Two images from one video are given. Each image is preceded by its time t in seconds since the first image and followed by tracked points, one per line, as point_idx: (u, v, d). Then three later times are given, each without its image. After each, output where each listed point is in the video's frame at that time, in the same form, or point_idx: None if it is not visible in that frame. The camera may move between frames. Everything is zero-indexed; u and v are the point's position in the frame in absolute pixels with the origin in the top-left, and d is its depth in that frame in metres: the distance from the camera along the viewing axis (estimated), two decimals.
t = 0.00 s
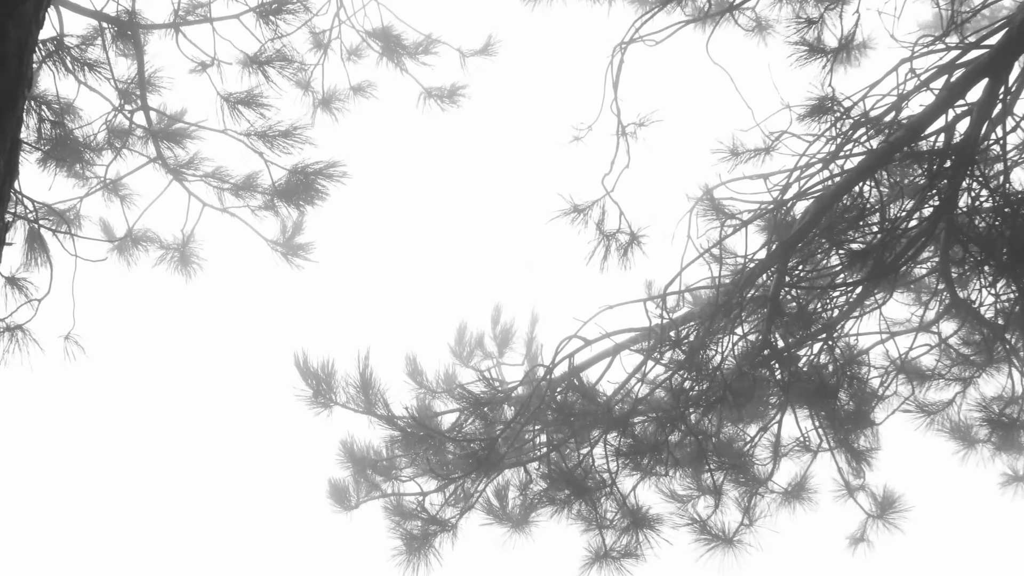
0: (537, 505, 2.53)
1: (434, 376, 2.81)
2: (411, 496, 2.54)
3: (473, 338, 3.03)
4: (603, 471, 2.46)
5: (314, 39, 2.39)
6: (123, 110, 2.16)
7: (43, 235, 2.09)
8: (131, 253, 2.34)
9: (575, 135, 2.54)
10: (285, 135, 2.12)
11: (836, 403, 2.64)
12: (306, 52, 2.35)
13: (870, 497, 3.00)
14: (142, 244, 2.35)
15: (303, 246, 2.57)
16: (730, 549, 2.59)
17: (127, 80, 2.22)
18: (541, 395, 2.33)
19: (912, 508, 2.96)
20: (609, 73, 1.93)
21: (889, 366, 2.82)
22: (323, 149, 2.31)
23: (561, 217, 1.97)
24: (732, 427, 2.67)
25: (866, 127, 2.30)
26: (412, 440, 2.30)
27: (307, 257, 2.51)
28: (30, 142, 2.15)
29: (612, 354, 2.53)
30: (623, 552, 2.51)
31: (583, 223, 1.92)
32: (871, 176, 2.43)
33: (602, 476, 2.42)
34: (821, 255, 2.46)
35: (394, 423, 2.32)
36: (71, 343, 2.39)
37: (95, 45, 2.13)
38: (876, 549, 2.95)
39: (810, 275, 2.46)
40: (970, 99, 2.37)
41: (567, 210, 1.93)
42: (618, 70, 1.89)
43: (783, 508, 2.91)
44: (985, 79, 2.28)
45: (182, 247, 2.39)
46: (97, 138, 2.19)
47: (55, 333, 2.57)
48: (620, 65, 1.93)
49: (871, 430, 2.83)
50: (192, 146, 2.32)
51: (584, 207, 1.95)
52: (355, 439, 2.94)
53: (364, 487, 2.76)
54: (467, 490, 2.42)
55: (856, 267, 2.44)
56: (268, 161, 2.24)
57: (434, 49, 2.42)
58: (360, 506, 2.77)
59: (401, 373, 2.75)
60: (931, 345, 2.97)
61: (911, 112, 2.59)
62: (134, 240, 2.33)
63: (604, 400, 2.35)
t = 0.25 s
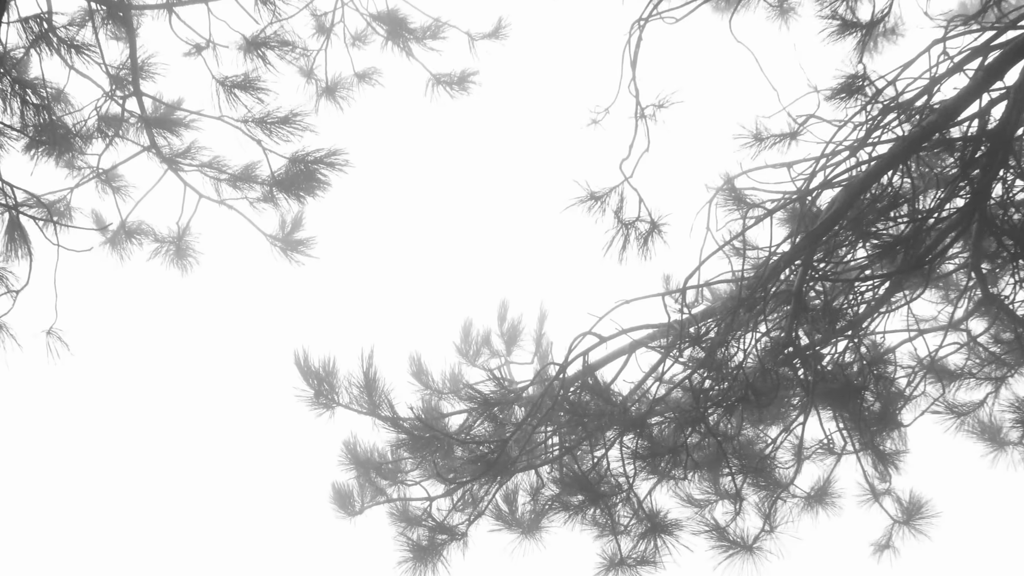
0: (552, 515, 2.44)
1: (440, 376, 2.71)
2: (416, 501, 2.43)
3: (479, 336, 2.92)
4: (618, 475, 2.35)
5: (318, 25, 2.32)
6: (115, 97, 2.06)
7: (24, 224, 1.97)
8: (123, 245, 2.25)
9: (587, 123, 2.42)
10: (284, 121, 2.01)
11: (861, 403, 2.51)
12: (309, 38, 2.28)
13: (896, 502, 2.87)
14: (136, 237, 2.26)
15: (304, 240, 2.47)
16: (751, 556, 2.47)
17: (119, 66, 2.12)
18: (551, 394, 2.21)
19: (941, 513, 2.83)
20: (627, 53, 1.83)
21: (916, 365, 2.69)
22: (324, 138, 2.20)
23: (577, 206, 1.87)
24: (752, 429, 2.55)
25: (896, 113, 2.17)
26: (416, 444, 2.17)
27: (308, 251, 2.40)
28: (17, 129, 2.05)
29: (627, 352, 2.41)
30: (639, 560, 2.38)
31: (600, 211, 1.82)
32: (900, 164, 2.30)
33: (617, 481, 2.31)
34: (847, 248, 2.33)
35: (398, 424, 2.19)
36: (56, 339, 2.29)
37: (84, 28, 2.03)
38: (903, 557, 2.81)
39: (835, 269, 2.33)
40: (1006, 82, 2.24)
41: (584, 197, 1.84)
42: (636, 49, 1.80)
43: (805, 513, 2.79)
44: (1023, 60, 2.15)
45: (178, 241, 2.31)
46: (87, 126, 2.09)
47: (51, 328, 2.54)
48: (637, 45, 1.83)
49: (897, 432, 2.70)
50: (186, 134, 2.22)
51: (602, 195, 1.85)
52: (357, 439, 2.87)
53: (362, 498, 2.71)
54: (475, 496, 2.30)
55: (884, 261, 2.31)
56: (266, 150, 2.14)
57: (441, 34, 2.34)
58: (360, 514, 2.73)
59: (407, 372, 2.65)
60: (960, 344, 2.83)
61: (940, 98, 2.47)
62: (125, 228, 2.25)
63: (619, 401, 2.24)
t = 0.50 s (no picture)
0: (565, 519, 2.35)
1: (446, 376, 2.60)
2: (421, 507, 2.33)
3: (485, 335, 2.82)
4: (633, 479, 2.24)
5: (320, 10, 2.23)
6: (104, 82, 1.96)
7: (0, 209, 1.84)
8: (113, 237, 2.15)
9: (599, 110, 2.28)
10: (283, 107, 1.90)
11: (888, 404, 2.39)
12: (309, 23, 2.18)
13: (923, 506, 2.74)
14: (128, 230, 2.17)
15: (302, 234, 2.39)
16: (773, 564, 2.35)
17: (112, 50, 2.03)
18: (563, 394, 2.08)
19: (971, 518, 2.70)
20: (644, 31, 1.72)
21: (945, 364, 2.57)
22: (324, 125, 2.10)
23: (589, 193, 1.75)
24: (773, 430, 2.44)
25: (928, 96, 2.05)
26: (422, 446, 2.06)
27: (307, 245, 2.33)
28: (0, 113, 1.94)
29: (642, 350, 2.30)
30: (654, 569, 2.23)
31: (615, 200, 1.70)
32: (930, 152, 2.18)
33: (632, 485, 2.20)
34: (875, 240, 2.21)
35: (403, 427, 2.08)
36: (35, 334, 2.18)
37: (74, 9, 1.94)
38: (931, 564, 2.68)
39: (861, 263, 2.21)
40: None
41: (596, 183, 1.73)
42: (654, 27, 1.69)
43: (828, 518, 2.66)
44: None
45: (172, 235, 2.23)
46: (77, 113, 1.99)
47: (29, 322, 2.44)
48: (655, 22, 1.72)
49: (924, 433, 2.58)
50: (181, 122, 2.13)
51: (616, 182, 1.73)
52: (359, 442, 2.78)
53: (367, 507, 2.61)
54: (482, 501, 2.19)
55: (914, 253, 2.19)
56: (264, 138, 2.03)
57: (449, 18, 2.26)
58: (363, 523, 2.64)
59: (411, 371, 2.55)
60: (989, 342, 2.71)
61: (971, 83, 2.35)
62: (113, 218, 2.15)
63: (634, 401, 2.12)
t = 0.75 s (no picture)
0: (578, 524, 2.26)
1: (452, 376, 2.50)
2: (426, 512, 2.23)
3: (493, 334, 2.71)
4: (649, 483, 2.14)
5: None
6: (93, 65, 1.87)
7: None
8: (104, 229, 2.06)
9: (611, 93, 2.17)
10: (280, 91, 1.80)
11: (916, 404, 2.28)
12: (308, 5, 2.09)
13: (951, 511, 2.63)
14: (121, 222, 2.08)
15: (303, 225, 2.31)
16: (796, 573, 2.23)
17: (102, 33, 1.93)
18: (576, 393, 1.97)
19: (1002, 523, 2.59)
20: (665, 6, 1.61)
21: (973, 362, 2.45)
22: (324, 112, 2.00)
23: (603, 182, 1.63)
24: (794, 432, 2.33)
25: (962, 79, 1.94)
26: (427, 449, 1.96)
27: (307, 237, 2.25)
28: None
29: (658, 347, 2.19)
30: None
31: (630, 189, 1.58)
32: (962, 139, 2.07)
33: (648, 490, 2.09)
34: (903, 232, 2.10)
35: (407, 429, 1.97)
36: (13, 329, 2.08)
37: None
38: (960, 571, 2.57)
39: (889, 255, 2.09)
40: None
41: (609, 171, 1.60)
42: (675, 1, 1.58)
43: (852, 523, 2.55)
44: None
45: (167, 228, 2.15)
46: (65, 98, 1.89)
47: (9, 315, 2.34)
48: None
49: (952, 434, 2.47)
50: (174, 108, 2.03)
51: (633, 169, 1.60)
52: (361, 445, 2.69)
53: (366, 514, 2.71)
54: (489, 506, 2.08)
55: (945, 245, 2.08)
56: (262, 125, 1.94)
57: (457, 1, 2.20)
58: (367, 528, 2.86)
59: (416, 371, 2.44)
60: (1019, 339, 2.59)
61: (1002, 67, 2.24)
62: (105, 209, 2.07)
63: (650, 401, 2.01)
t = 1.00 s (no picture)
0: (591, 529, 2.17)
1: (460, 378, 2.40)
2: (431, 518, 2.14)
3: (503, 335, 2.61)
4: (665, 488, 2.04)
5: None
6: (82, 49, 1.78)
7: None
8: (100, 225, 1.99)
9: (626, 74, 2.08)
10: (277, 76, 1.72)
11: (941, 405, 2.18)
12: None
13: (980, 516, 2.52)
14: (114, 215, 2.00)
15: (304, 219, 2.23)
16: None
17: (95, 17, 1.86)
18: (589, 392, 1.88)
19: None
20: None
21: (1003, 362, 2.35)
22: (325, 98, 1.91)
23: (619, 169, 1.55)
24: (815, 434, 2.23)
25: (995, 61, 1.84)
26: (433, 452, 1.86)
27: (308, 230, 2.17)
28: None
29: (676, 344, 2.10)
30: None
31: (652, 176, 1.52)
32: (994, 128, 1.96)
33: (664, 495, 1.99)
34: (931, 224, 2.00)
35: (411, 430, 1.88)
36: None
37: None
38: None
39: (918, 247, 1.99)
40: None
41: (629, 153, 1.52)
42: None
43: (875, 529, 2.45)
44: None
45: (163, 221, 2.07)
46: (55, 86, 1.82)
47: None
48: None
49: (981, 436, 2.37)
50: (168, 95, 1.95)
51: (653, 154, 1.52)
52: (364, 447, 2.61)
53: (366, 522, 2.86)
54: (498, 512, 1.99)
55: (976, 236, 1.97)
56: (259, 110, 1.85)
57: None
58: (368, 534, 2.89)
59: (422, 372, 2.34)
60: None
61: None
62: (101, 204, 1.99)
63: (667, 400, 1.92)
